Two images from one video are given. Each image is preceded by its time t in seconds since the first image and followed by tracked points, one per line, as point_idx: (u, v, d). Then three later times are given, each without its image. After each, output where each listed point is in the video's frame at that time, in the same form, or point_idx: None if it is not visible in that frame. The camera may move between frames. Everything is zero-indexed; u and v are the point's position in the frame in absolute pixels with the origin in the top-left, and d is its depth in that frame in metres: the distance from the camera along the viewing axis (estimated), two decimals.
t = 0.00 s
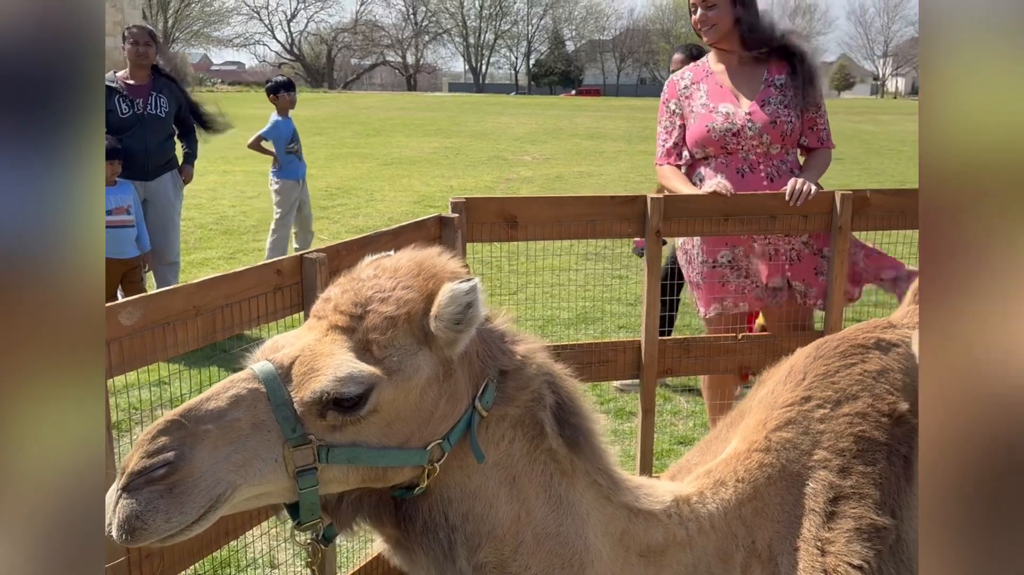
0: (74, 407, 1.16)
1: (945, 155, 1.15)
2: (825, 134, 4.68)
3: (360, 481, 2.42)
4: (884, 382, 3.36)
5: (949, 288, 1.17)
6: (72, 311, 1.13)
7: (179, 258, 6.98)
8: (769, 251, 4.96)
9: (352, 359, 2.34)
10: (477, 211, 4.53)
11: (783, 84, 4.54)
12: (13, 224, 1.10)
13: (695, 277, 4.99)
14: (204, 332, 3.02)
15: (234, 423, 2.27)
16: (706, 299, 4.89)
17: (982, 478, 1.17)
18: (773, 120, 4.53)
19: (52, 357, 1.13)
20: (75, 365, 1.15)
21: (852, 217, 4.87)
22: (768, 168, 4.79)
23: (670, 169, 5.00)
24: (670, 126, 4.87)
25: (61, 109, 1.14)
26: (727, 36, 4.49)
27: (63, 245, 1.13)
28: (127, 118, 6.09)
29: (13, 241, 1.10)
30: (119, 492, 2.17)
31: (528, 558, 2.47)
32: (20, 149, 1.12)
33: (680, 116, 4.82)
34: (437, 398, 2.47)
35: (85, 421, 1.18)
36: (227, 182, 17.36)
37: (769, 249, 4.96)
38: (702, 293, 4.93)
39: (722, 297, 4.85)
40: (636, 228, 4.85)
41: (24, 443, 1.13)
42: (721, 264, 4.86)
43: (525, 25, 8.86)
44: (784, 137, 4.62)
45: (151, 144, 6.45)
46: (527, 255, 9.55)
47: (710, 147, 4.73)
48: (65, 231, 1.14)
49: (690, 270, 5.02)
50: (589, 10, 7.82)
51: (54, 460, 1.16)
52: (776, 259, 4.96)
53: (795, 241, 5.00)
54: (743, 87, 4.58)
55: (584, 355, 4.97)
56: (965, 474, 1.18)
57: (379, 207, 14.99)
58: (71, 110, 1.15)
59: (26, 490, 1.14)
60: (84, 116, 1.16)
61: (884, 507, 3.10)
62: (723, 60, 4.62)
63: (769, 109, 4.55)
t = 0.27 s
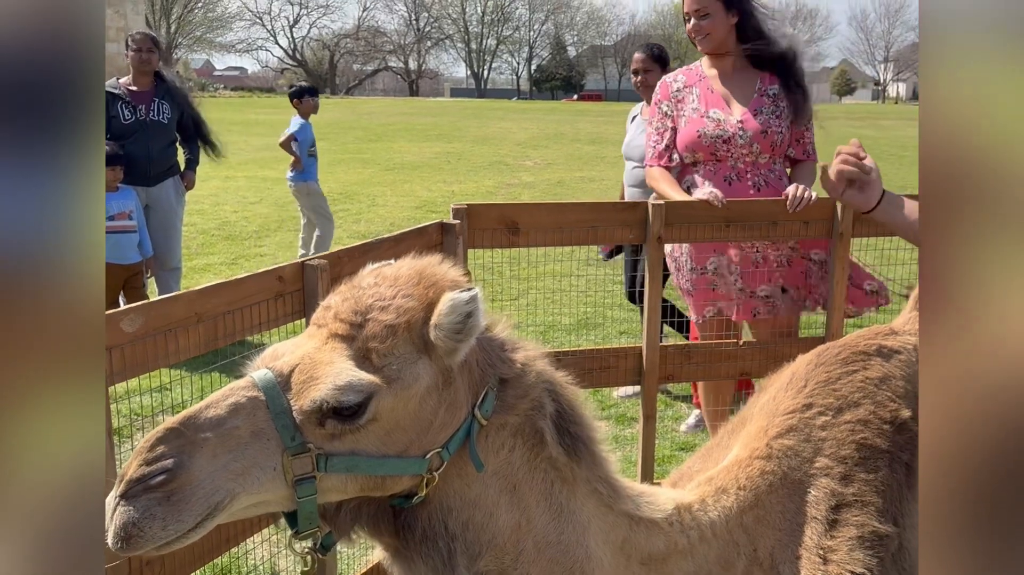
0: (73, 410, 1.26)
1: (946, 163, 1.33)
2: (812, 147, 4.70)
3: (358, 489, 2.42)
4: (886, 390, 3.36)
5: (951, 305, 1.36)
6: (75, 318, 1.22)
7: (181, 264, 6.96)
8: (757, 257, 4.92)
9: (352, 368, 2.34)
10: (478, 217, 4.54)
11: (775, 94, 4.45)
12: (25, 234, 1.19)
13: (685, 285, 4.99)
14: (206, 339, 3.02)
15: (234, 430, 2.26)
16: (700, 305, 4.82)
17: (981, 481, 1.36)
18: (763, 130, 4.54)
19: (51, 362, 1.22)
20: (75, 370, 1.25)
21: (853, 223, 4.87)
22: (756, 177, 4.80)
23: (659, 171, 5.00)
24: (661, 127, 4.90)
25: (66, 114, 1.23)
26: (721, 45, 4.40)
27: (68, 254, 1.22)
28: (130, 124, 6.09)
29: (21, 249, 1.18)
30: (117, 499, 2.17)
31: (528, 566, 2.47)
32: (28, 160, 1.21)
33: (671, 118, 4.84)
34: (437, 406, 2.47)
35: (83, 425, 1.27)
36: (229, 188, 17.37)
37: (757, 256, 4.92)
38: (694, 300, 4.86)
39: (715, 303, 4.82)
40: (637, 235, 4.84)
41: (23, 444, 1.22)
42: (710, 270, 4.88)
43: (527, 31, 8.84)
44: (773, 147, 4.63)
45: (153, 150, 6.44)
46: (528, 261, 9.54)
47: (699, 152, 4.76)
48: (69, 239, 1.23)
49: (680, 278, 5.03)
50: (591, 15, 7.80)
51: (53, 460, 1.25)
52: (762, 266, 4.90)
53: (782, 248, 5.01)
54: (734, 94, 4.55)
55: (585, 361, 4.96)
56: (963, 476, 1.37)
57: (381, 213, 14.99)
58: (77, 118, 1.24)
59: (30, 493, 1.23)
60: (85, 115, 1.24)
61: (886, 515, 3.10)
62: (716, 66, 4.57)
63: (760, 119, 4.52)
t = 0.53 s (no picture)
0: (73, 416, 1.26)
1: (945, 161, 1.33)
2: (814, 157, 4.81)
3: (358, 498, 2.41)
4: (888, 396, 3.35)
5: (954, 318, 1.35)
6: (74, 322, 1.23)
7: (182, 268, 6.90)
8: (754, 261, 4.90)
9: (353, 377, 2.33)
10: (479, 223, 4.54)
11: (779, 103, 4.62)
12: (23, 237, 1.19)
13: (682, 288, 4.99)
14: (207, 344, 3.01)
15: (234, 439, 2.26)
16: (695, 309, 4.91)
17: (982, 486, 1.35)
18: (765, 139, 4.57)
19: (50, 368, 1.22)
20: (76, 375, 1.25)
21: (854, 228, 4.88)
22: (754, 185, 4.80)
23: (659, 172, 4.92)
24: (662, 128, 4.86)
25: (68, 117, 1.22)
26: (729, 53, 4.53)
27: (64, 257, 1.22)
28: (130, 129, 6.11)
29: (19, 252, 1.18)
30: (117, 507, 2.17)
31: None
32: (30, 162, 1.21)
33: (675, 118, 4.82)
34: (438, 415, 2.46)
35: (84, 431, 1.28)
36: (230, 193, 17.38)
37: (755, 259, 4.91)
38: (691, 304, 4.94)
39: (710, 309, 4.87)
40: (638, 240, 4.84)
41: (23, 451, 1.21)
42: (706, 273, 4.87)
43: (527, 37, 8.86)
44: (774, 156, 4.66)
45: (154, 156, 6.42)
46: (530, 267, 9.54)
47: (699, 157, 4.72)
48: (66, 244, 1.23)
49: (677, 281, 5.02)
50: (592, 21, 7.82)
51: (56, 467, 1.25)
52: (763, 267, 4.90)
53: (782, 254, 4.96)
54: (739, 100, 4.60)
55: (587, 367, 4.95)
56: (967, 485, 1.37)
57: (382, 219, 14.99)
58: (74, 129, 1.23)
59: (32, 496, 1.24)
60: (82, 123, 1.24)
61: (888, 521, 3.09)
62: (724, 69, 4.62)
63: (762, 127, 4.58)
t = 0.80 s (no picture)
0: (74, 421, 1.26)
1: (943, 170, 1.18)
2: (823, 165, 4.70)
3: (357, 506, 2.41)
4: (887, 401, 3.35)
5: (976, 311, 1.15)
6: (74, 324, 1.23)
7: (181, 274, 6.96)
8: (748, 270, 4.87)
9: (354, 384, 2.34)
10: (479, 229, 4.56)
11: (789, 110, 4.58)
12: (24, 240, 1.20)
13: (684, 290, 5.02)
14: (208, 349, 3.01)
15: (235, 446, 2.26)
16: (690, 313, 4.94)
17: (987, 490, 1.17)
18: (770, 145, 4.56)
19: (47, 372, 1.22)
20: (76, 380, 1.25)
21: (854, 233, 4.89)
22: (757, 190, 4.81)
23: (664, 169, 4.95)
24: (672, 125, 4.88)
25: (66, 119, 1.23)
26: (745, 56, 4.54)
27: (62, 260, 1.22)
28: (130, 134, 6.12)
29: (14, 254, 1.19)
30: (119, 514, 2.17)
31: None
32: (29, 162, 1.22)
33: (683, 118, 4.83)
34: (437, 422, 2.47)
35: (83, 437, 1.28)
36: (231, 198, 17.42)
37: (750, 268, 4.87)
38: (688, 307, 4.97)
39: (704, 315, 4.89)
40: (638, 246, 4.85)
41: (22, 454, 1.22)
42: (705, 277, 4.90)
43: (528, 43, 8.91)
44: (778, 164, 4.65)
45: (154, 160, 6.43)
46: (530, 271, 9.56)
47: (704, 160, 4.74)
48: (66, 249, 1.23)
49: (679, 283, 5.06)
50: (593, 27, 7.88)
51: (55, 474, 1.25)
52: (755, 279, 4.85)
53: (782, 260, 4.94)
54: (749, 102, 4.57)
55: (587, 372, 4.96)
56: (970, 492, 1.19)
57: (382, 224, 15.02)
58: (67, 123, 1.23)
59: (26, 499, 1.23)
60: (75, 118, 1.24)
61: (888, 526, 3.09)
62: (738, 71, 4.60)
63: (768, 133, 4.56)
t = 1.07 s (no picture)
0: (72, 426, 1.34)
1: (940, 222, 1.53)
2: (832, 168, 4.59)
3: (360, 511, 2.41)
4: (886, 405, 3.36)
5: (974, 327, 1.50)
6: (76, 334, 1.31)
7: (182, 278, 6.98)
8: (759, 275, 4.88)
9: (357, 390, 2.34)
10: (480, 233, 4.56)
11: (795, 113, 4.52)
12: (24, 254, 1.26)
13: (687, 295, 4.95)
14: (209, 353, 3.02)
15: (239, 452, 2.26)
16: (694, 315, 4.84)
17: (984, 489, 1.53)
18: (773, 148, 4.52)
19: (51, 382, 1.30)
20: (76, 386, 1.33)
21: (854, 238, 4.90)
22: (762, 196, 4.75)
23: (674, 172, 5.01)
24: (683, 130, 4.94)
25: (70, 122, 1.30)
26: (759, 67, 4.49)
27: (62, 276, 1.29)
28: (130, 139, 6.11)
29: (13, 265, 1.25)
30: (123, 522, 2.16)
31: None
32: (34, 165, 1.28)
33: (693, 123, 4.88)
34: (439, 427, 2.47)
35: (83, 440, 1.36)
36: (231, 202, 17.42)
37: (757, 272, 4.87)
38: (690, 310, 4.87)
39: (706, 318, 4.80)
40: (639, 250, 4.86)
41: (25, 459, 1.28)
42: (712, 282, 4.83)
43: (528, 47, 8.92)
44: (783, 167, 4.57)
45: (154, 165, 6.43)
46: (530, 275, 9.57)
47: (709, 164, 4.78)
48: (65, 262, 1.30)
49: (683, 289, 4.99)
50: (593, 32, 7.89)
51: (60, 479, 1.32)
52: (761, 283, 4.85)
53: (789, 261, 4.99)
54: (754, 108, 4.58)
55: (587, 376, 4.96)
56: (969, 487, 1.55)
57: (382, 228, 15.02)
58: (78, 125, 1.31)
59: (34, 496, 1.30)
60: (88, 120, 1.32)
61: (887, 531, 3.09)
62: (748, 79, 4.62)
63: (772, 137, 4.52)
